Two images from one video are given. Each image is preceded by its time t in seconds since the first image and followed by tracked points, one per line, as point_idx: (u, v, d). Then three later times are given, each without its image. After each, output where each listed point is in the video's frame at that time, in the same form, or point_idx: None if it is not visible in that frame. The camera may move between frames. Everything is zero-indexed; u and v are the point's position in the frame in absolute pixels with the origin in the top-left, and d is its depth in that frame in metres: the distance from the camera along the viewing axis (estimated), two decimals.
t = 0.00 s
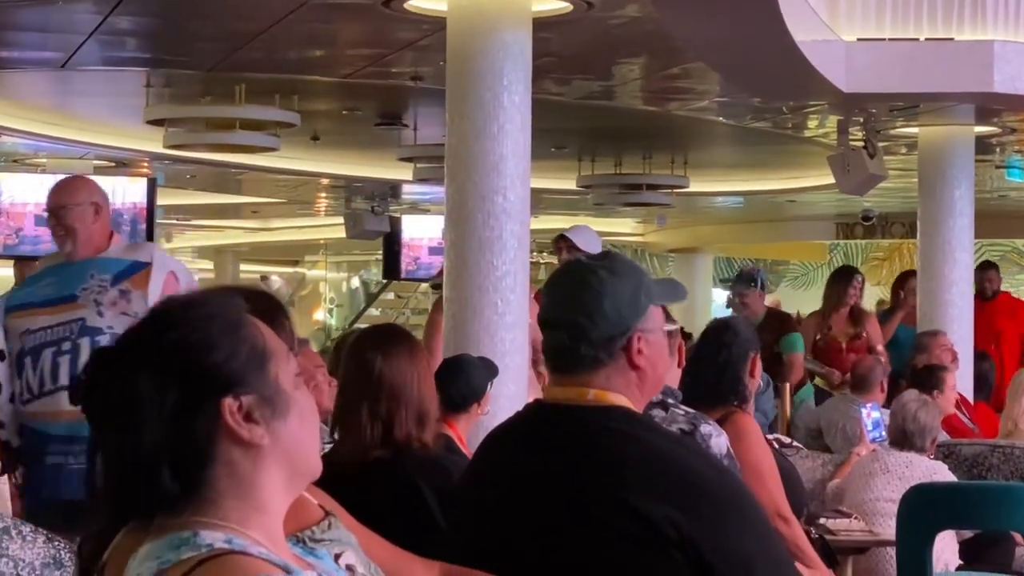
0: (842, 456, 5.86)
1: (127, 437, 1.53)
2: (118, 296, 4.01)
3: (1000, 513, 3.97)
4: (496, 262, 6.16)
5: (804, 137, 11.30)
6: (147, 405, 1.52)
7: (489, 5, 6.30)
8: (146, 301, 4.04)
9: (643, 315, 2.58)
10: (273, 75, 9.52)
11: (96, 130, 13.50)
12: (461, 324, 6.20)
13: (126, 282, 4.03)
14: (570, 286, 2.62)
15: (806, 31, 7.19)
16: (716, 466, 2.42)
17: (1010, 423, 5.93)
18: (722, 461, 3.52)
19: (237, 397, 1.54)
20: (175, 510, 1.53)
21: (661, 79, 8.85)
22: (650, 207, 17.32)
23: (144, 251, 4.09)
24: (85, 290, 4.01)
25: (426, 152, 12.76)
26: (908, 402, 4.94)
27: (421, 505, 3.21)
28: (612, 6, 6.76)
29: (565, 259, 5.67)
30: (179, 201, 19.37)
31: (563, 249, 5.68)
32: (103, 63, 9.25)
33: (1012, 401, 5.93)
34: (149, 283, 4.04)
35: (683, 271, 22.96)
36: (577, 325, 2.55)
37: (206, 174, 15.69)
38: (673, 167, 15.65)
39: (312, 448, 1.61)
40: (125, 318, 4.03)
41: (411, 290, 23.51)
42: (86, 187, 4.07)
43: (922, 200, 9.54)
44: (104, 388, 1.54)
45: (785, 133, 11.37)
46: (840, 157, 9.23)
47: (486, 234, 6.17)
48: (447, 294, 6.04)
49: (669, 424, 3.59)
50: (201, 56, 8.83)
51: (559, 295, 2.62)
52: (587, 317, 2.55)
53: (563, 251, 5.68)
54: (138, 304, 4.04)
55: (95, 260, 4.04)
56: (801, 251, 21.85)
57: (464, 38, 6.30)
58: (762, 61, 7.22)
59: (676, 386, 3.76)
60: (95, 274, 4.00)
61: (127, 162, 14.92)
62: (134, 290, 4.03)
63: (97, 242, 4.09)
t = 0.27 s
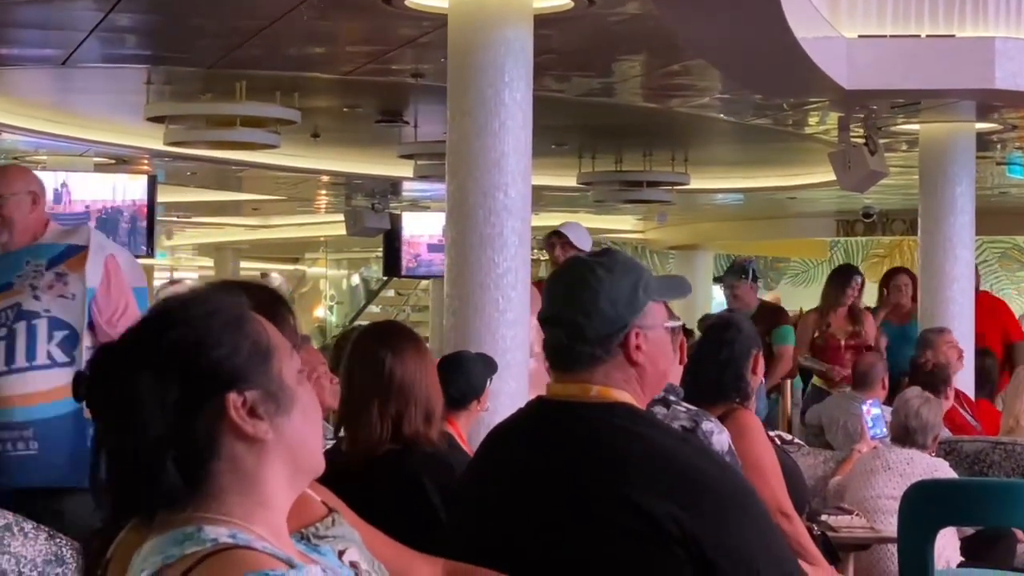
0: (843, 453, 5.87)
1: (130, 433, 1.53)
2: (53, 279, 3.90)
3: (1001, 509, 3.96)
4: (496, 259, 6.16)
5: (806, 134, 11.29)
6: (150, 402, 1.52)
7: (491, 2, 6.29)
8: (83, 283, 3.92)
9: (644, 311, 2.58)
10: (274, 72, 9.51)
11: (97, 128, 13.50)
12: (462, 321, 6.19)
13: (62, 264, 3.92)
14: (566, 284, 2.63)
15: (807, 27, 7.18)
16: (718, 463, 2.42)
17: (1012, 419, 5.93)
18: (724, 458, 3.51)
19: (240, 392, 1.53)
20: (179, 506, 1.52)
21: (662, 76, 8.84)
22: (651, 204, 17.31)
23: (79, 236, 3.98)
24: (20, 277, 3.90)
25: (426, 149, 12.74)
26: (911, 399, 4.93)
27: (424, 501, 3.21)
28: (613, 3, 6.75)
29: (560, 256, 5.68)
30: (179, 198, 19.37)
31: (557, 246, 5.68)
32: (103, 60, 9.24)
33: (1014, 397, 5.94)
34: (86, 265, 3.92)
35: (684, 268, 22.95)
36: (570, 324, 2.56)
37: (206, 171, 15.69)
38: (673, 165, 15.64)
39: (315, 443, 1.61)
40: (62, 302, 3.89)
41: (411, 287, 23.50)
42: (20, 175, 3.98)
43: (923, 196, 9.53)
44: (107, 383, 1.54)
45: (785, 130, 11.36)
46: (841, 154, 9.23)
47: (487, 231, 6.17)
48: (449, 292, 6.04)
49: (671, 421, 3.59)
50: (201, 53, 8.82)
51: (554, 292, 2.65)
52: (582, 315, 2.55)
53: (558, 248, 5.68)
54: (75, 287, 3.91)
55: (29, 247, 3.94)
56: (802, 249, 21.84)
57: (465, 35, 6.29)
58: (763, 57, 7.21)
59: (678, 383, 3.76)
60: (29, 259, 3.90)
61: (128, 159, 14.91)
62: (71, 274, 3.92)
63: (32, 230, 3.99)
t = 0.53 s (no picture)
0: (842, 451, 5.87)
1: (130, 430, 1.53)
2: (31, 286, 3.39)
3: (999, 505, 3.97)
4: (496, 257, 6.16)
5: (805, 132, 11.29)
6: (150, 400, 1.52)
7: None
8: (65, 291, 3.41)
9: (658, 313, 2.59)
10: (273, 70, 9.52)
11: (96, 126, 13.50)
12: (462, 319, 6.19)
13: (40, 270, 3.41)
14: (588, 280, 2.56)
15: (806, 26, 7.18)
16: (717, 460, 2.43)
17: (1011, 417, 5.94)
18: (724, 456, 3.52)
19: (241, 390, 1.54)
20: (178, 503, 1.53)
21: (661, 74, 8.85)
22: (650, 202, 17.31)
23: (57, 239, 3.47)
24: None
25: (426, 147, 12.75)
26: (913, 397, 4.93)
27: (423, 500, 3.22)
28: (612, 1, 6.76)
29: (555, 253, 5.69)
30: (179, 197, 19.37)
31: (552, 242, 5.68)
32: (103, 59, 9.24)
33: (1013, 394, 5.95)
34: (67, 271, 3.42)
35: (683, 266, 22.95)
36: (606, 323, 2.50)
37: (206, 170, 15.69)
38: (673, 163, 15.64)
39: (314, 443, 1.61)
40: (41, 310, 3.38)
41: (411, 286, 23.50)
42: None
43: (922, 194, 9.53)
44: (108, 380, 1.54)
45: (785, 128, 11.37)
46: (841, 152, 9.23)
47: (486, 229, 6.17)
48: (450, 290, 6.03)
49: (669, 419, 3.59)
50: (200, 51, 8.82)
51: (573, 288, 2.57)
52: (617, 314, 2.50)
53: (552, 243, 5.68)
54: (58, 294, 3.40)
55: None
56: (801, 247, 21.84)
57: (464, 33, 6.29)
58: (762, 56, 7.22)
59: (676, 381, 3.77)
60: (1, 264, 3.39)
61: (127, 158, 14.91)
62: (51, 280, 3.41)
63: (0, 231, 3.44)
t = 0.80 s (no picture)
0: (840, 450, 5.87)
1: (127, 429, 1.53)
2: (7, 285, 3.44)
3: (997, 503, 3.97)
4: (494, 256, 6.16)
5: (804, 131, 11.29)
6: (149, 398, 1.52)
7: None
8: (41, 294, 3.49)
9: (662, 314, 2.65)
10: (272, 70, 9.52)
11: (95, 126, 13.50)
12: (460, 318, 6.19)
13: (18, 270, 3.46)
14: (610, 280, 2.56)
15: (805, 24, 7.19)
16: (716, 459, 2.43)
17: (1010, 415, 5.95)
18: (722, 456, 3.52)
19: (240, 390, 1.54)
20: (174, 503, 1.53)
21: (660, 73, 8.85)
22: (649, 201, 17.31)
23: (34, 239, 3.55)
24: None
25: (424, 146, 12.75)
26: (912, 395, 4.94)
27: (423, 500, 3.22)
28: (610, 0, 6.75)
29: (543, 249, 5.69)
30: (178, 196, 19.37)
31: (540, 239, 5.68)
32: (101, 58, 9.24)
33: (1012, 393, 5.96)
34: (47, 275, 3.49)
35: (682, 265, 22.95)
36: (633, 322, 2.52)
37: (205, 169, 15.69)
38: (672, 162, 15.65)
39: (312, 444, 1.61)
40: (15, 311, 3.44)
41: (410, 285, 23.50)
42: None
43: (921, 193, 9.53)
44: (107, 378, 1.55)
45: (783, 127, 11.37)
46: (839, 150, 9.23)
47: (485, 228, 6.17)
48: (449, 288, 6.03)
49: (667, 418, 3.59)
50: (199, 51, 8.82)
51: (593, 288, 2.55)
52: (643, 313, 2.54)
53: (541, 240, 5.68)
54: (34, 296, 3.46)
55: None
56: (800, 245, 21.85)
57: (463, 32, 6.28)
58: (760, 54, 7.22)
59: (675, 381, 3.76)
60: None
61: (126, 157, 14.92)
62: (28, 281, 3.47)
63: None
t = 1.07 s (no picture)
0: (838, 449, 5.87)
1: (124, 429, 1.53)
2: None
3: (996, 503, 3.97)
4: (492, 255, 6.15)
5: (801, 129, 11.30)
6: (147, 396, 1.51)
7: None
8: None
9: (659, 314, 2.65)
10: (270, 69, 9.52)
11: (92, 125, 13.49)
12: (458, 318, 6.19)
13: None
14: (611, 281, 2.55)
15: (802, 23, 7.18)
16: (715, 458, 2.42)
17: (1008, 415, 5.95)
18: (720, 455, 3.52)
19: (237, 390, 1.53)
20: (172, 503, 1.52)
21: (657, 72, 8.85)
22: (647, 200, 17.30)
23: None
24: None
25: (422, 145, 12.75)
26: (909, 395, 4.95)
27: (421, 500, 3.21)
28: None
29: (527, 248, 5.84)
30: (176, 196, 19.36)
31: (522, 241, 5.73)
32: (98, 58, 9.23)
33: (1010, 392, 5.96)
34: None
35: (680, 264, 22.96)
36: (634, 322, 2.52)
37: (203, 169, 15.68)
38: (669, 161, 15.65)
39: (310, 444, 1.60)
40: None
41: (408, 284, 23.49)
42: None
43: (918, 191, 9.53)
44: (104, 377, 1.54)
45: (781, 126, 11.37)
46: (836, 149, 9.23)
47: (482, 227, 6.16)
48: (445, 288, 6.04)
49: (665, 417, 3.59)
50: (196, 51, 8.82)
51: (593, 289, 2.54)
52: (642, 314, 2.53)
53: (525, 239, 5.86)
54: None
55: None
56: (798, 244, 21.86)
57: (460, 31, 6.27)
58: (758, 53, 7.21)
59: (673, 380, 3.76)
60: None
61: (124, 156, 14.91)
62: None
63: None
